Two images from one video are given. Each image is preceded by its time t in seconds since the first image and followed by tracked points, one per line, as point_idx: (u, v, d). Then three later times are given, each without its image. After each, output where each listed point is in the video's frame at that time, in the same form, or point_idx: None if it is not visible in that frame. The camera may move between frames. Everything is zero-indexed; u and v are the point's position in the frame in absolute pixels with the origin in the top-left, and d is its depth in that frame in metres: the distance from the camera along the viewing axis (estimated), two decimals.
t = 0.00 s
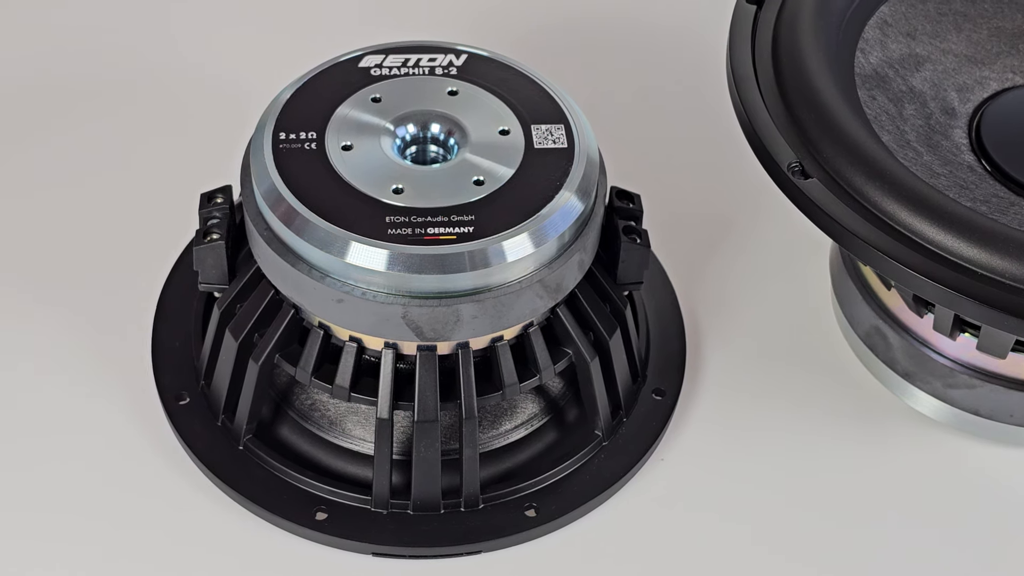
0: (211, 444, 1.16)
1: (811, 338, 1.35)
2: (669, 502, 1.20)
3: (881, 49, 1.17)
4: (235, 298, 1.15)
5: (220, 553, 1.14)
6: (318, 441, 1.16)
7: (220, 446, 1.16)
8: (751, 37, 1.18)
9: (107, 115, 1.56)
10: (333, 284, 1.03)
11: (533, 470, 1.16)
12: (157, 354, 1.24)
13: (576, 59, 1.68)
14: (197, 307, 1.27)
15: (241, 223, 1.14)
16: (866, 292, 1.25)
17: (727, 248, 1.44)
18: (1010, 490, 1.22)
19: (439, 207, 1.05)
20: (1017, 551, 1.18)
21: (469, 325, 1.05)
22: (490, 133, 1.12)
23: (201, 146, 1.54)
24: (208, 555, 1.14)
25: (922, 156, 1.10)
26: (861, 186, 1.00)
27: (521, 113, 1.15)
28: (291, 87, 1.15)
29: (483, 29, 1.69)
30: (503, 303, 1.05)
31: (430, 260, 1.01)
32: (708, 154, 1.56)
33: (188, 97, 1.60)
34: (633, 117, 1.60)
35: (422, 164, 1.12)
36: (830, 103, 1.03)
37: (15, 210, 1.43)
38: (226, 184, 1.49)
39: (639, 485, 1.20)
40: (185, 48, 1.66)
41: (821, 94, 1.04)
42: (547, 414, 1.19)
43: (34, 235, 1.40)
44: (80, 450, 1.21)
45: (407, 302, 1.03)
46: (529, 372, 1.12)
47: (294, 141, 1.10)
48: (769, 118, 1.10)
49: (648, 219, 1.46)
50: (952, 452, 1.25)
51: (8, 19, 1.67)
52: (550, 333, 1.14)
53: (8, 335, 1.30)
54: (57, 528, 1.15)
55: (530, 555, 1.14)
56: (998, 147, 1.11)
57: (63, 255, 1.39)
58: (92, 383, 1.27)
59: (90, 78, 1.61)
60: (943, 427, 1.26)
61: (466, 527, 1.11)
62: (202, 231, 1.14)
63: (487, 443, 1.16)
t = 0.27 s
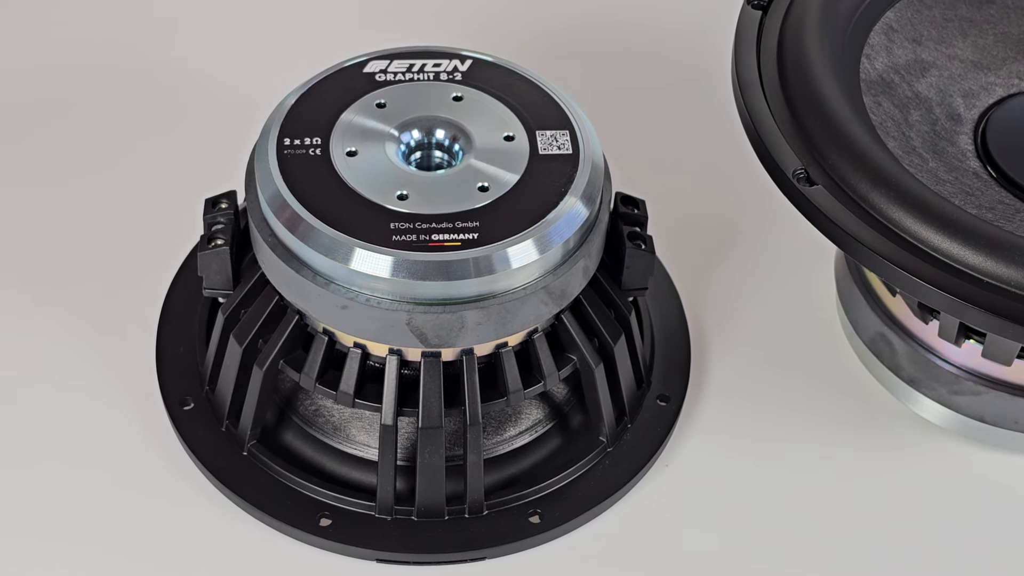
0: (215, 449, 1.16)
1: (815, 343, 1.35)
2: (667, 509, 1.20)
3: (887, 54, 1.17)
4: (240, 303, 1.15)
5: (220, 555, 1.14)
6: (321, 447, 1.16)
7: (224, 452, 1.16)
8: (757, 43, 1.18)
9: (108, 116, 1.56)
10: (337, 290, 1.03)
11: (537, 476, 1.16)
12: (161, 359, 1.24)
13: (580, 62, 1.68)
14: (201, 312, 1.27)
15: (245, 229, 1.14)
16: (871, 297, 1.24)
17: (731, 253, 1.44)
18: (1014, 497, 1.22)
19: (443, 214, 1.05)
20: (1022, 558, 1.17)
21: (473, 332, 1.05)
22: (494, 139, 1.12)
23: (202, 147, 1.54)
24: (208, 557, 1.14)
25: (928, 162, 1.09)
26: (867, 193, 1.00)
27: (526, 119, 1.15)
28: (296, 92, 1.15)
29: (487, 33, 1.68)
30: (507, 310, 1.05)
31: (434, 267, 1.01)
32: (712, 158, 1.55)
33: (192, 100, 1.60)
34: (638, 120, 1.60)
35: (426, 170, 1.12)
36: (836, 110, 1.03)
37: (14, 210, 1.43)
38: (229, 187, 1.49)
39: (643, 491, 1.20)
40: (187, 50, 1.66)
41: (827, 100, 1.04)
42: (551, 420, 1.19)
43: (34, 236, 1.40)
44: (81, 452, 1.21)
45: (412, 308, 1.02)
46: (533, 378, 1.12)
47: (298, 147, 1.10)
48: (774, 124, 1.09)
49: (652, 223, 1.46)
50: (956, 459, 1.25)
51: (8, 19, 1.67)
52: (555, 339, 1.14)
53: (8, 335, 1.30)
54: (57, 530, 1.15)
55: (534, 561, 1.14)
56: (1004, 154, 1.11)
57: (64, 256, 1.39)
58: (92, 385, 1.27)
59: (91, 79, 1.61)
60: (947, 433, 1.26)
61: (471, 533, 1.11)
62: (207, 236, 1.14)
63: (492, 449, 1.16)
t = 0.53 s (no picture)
0: (212, 447, 1.16)
1: (816, 342, 1.34)
2: (668, 508, 1.19)
3: (888, 51, 1.16)
4: (237, 301, 1.14)
5: (219, 555, 1.13)
6: (319, 445, 1.15)
7: (221, 450, 1.15)
8: (757, 40, 1.17)
9: (107, 116, 1.55)
10: (334, 288, 1.03)
11: (536, 474, 1.15)
12: (158, 357, 1.23)
13: (580, 60, 1.67)
14: (198, 310, 1.27)
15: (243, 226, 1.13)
16: (872, 296, 1.24)
17: (732, 252, 1.43)
18: (1016, 497, 1.21)
19: (441, 211, 1.05)
20: None
21: (471, 330, 1.04)
22: (493, 135, 1.11)
23: (201, 146, 1.53)
24: (207, 558, 1.13)
25: (929, 160, 1.09)
26: (867, 190, 0.99)
27: (525, 116, 1.14)
28: (293, 89, 1.15)
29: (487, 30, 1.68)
30: (506, 308, 1.04)
31: (432, 264, 1.01)
32: (713, 156, 1.55)
33: (190, 98, 1.60)
34: (638, 118, 1.60)
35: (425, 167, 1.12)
36: (836, 107, 1.02)
37: (13, 211, 1.42)
38: (227, 184, 1.48)
39: (642, 490, 1.20)
40: (186, 48, 1.66)
41: (827, 98, 1.03)
42: (550, 418, 1.18)
43: (32, 236, 1.40)
44: (79, 453, 1.21)
45: (410, 306, 1.02)
46: (532, 377, 1.12)
47: (296, 143, 1.10)
48: (774, 121, 1.09)
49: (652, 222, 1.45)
50: (958, 458, 1.24)
51: (8, 19, 1.67)
52: (554, 337, 1.14)
53: (7, 336, 1.29)
54: (56, 531, 1.14)
55: (533, 560, 1.13)
56: (1006, 151, 1.10)
57: (63, 256, 1.38)
58: (91, 384, 1.26)
59: (89, 79, 1.60)
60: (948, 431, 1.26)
61: (469, 532, 1.10)
62: (204, 233, 1.14)
63: (490, 447, 1.15)
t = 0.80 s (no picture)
0: (214, 442, 1.15)
1: (819, 336, 1.34)
2: (673, 503, 1.19)
3: (892, 45, 1.16)
4: (239, 295, 1.14)
5: (223, 551, 1.13)
6: (322, 439, 1.15)
7: (223, 444, 1.15)
8: (761, 33, 1.17)
9: (107, 115, 1.55)
10: (337, 281, 1.02)
11: (538, 469, 1.15)
12: (160, 351, 1.23)
13: (582, 55, 1.67)
14: (200, 304, 1.26)
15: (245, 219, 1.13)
16: (876, 290, 1.23)
17: (734, 246, 1.42)
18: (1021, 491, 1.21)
19: (445, 204, 1.04)
20: None
21: (475, 324, 1.04)
22: (496, 129, 1.11)
23: (203, 143, 1.53)
24: (211, 555, 1.13)
25: (934, 153, 1.08)
26: (872, 184, 0.99)
27: (528, 109, 1.14)
28: (296, 82, 1.14)
29: (489, 26, 1.68)
30: (509, 301, 1.04)
31: (435, 258, 1.00)
32: (716, 150, 1.54)
33: (192, 93, 1.59)
34: (640, 112, 1.59)
35: (427, 160, 1.11)
36: (841, 100, 1.02)
37: (13, 211, 1.41)
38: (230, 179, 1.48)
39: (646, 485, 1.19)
40: (188, 43, 1.66)
41: (831, 91, 1.03)
42: (553, 412, 1.18)
43: (33, 236, 1.39)
44: (81, 450, 1.20)
45: (413, 300, 1.02)
46: (535, 371, 1.11)
47: (298, 137, 1.09)
48: (778, 114, 1.08)
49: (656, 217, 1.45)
50: (962, 453, 1.24)
51: (8, 19, 1.66)
52: (557, 331, 1.13)
53: (8, 337, 1.28)
54: (58, 530, 1.14)
55: (537, 556, 1.13)
56: (1011, 145, 1.10)
57: (65, 254, 1.38)
58: (92, 382, 1.26)
59: (89, 78, 1.59)
60: (953, 426, 1.25)
61: (472, 526, 1.10)
62: (206, 226, 1.13)
63: (493, 442, 1.15)
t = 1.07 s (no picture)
0: (208, 449, 1.15)
1: (814, 342, 1.33)
2: (669, 510, 1.18)
3: (888, 51, 1.16)
4: (233, 301, 1.14)
5: (218, 557, 1.13)
6: (315, 446, 1.15)
7: (216, 451, 1.15)
8: (756, 38, 1.17)
9: (107, 115, 1.55)
10: (330, 290, 1.02)
11: (532, 476, 1.15)
12: (154, 357, 1.23)
13: (578, 58, 1.67)
14: (194, 310, 1.26)
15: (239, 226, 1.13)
16: (871, 296, 1.23)
17: (730, 251, 1.42)
18: (1016, 498, 1.21)
19: (438, 212, 1.04)
20: None
21: (468, 332, 1.04)
22: (490, 136, 1.11)
23: (200, 146, 1.53)
24: (208, 563, 1.13)
25: (929, 160, 1.08)
26: (866, 193, 0.98)
27: (522, 116, 1.13)
28: (289, 89, 1.14)
29: (485, 28, 1.67)
30: (502, 309, 1.03)
31: (428, 266, 1.00)
32: (712, 154, 1.54)
33: (187, 96, 1.59)
34: (636, 116, 1.59)
35: (421, 167, 1.11)
36: (835, 108, 1.01)
37: (13, 212, 1.41)
38: (225, 183, 1.48)
39: (641, 492, 1.19)
40: (184, 45, 1.65)
41: (826, 99, 1.02)
42: (547, 419, 1.18)
43: (29, 236, 1.39)
44: (75, 457, 1.20)
45: (406, 308, 1.01)
46: (529, 378, 1.11)
47: (291, 144, 1.09)
48: (773, 121, 1.08)
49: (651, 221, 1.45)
50: (957, 460, 1.24)
51: (8, 19, 1.66)
52: (551, 338, 1.13)
53: (7, 339, 1.28)
54: (55, 534, 1.14)
55: (531, 563, 1.13)
56: (1006, 152, 1.10)
57: (62, 257, 1.37)
58: (88, 386, 1.26)
59: (88, 78, 1.59)
60: (948, 433, 1.25)
61: (465, 534, 1.10)
62: (199, 233, 1.13)
63: (487, 449, 1.15)
